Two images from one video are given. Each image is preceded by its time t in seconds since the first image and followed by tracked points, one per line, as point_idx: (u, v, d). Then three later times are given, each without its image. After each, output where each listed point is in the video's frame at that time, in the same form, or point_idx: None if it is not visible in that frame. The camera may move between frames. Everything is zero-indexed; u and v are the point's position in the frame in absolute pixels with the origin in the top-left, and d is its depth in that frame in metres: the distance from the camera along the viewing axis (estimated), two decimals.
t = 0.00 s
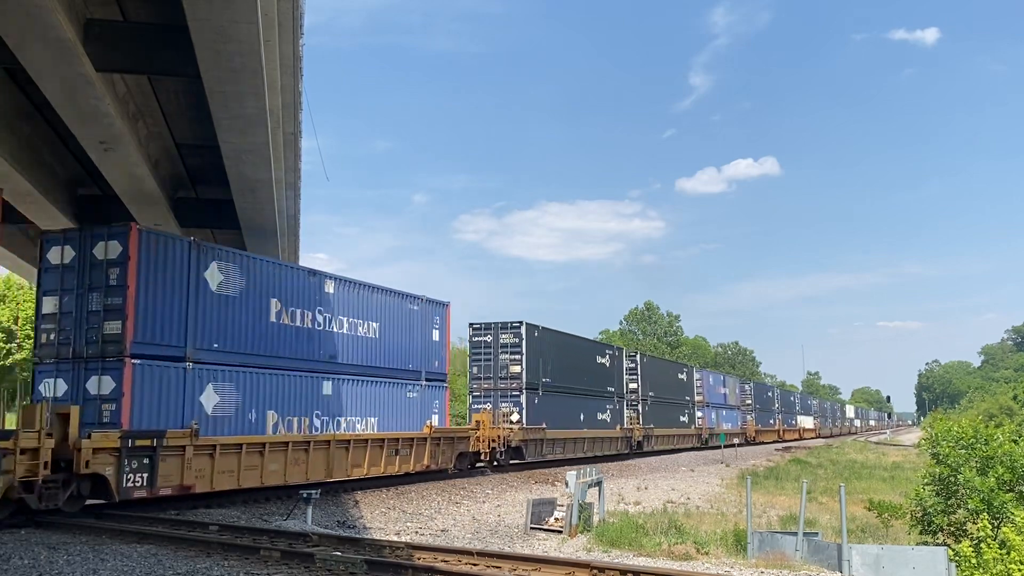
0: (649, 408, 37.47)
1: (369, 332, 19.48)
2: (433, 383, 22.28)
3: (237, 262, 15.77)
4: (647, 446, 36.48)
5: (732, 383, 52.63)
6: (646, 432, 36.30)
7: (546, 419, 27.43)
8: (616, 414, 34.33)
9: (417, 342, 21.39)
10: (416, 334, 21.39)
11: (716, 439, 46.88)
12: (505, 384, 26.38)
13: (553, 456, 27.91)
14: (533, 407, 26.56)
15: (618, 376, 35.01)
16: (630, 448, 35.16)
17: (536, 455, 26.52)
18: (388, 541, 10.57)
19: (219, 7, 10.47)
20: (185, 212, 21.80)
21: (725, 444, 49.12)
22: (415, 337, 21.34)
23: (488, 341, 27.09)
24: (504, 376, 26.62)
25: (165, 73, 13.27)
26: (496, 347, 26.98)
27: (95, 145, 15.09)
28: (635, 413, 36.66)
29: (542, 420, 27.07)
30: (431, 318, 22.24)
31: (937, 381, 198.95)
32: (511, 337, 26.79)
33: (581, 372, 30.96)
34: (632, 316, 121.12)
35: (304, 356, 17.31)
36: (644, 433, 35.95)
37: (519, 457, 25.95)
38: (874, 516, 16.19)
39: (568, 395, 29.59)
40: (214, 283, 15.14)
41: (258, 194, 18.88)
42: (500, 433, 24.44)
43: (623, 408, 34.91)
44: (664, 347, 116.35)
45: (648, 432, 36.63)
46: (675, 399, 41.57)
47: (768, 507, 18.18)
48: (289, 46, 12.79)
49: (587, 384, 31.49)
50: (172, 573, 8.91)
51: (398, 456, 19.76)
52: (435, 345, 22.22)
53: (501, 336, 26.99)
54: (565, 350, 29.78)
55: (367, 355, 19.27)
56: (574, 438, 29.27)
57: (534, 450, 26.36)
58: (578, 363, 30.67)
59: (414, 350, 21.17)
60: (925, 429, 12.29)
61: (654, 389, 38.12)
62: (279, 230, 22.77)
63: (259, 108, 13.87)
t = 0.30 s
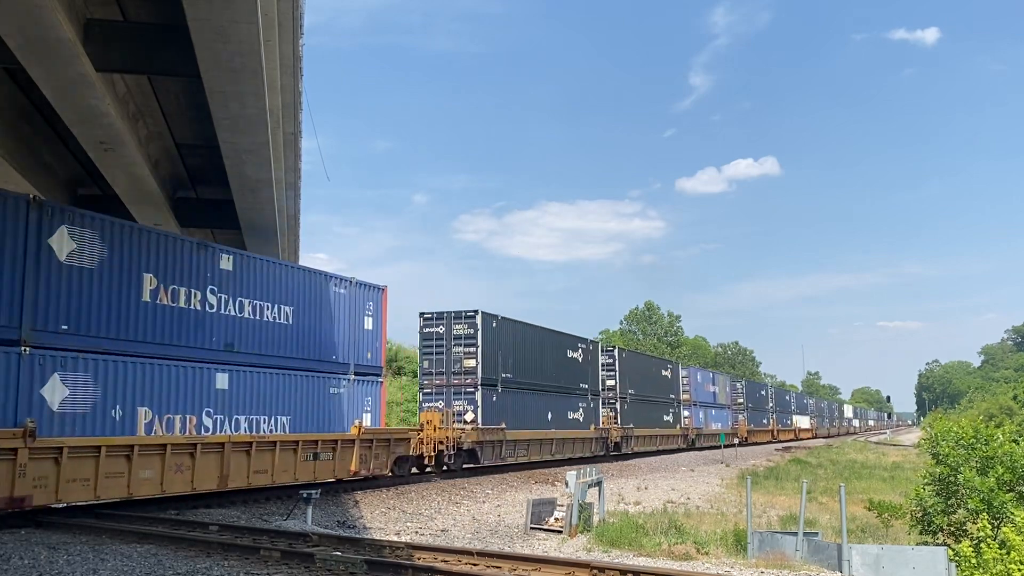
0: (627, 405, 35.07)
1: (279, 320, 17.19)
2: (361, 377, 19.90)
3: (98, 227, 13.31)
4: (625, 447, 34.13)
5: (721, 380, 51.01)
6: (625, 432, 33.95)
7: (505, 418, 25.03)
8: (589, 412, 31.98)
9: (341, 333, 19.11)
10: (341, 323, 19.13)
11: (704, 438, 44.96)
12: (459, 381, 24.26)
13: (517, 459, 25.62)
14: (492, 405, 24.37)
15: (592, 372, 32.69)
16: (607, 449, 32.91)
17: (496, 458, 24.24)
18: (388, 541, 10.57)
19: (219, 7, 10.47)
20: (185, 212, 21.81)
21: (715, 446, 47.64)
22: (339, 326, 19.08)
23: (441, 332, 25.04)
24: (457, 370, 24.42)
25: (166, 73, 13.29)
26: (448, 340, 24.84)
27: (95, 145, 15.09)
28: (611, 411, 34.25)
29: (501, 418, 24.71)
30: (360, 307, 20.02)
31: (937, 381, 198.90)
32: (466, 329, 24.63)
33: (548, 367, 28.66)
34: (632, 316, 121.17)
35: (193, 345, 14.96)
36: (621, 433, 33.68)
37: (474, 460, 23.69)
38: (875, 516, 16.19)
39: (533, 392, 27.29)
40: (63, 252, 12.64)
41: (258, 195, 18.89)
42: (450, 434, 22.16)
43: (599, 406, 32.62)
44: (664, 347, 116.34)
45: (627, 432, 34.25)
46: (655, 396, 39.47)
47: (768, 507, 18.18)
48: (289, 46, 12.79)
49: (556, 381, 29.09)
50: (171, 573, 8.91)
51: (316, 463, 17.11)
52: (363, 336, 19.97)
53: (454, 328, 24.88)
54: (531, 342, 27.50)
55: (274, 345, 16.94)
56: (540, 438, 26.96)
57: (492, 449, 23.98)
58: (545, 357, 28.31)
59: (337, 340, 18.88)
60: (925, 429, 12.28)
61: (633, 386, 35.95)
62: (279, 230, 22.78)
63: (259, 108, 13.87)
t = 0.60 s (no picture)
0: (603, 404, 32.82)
1: (155, 300, 14.04)
2: (268, 370, 16.61)
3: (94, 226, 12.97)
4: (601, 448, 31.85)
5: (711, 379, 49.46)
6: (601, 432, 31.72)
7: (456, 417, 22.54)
8: (558, 410, 29.46)
9: (240, 317, 15.94)
10: (241, 306, 15.98)
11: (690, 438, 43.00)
12: (402, 377, 21.65)
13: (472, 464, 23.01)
14: (441, 403, 21.84)
15: (564, 366, 30.20)
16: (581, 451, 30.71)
17: (442, 463, 21.58)
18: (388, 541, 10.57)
19: (219, 7, 10.47)
20: (185, 212, 21.82)
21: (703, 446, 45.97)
22: (240, 310, 15.99)
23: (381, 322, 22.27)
24: (399, 364, 21.79)
25: (166, 74, 13.30)
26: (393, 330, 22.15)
27: (95, 145, 15.10)
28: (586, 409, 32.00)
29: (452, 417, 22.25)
30: (268, 287, 16.87)
31: (937, 381, 198.87)
32: (409, 317, 21.90)
33: (510, 361, 26.03)
34: (632, 316, 121.19)
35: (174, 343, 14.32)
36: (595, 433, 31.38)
37: (416, 467, 20.99)
38: (875, 516, 16.19)
39: (490, 389, 24.62)
40: None
41: (258, 195, 18.90)
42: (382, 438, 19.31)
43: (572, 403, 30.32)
44: (664, 347, 116.31)
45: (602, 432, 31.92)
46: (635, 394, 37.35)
47: (768, 507, 18.18)
48: (289, 46, 12.80)
49: (518, 376, 26.39)
50: (171, 573, 8.91)
51: (204, 471, 14.18)
52: (271, 320, 16.80)
53: (397, 317, 22.13)
54: (489, 333, 24.79)
55: (147, 330, 13.75)
56: (498, 440, 24.30)
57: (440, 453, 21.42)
58: (506, 350, 25.73)
59: (233, 326, 15.74)
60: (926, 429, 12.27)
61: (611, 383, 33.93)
62: (279, 230, 22.78)
63: (259, 108, 13.89)
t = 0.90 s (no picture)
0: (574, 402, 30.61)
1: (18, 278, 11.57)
2: (139, 360, 13.50)
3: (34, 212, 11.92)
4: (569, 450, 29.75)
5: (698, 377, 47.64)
6: (569, 433, 29.56)
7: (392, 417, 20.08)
8: (519, 409, 27.03)
9: (103, 294, 12.92)
10: (106, 281, 13.00)
11: (673, 439, 40.99)
12: (327, 371, 19.26)
13: (414, 469, 20.69)
14: (373, 401, 19.46)
15: (529, 361, 27.77)
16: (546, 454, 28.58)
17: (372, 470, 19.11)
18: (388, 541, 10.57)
19: (219, 7, 10.47)
20: (185, 212, 21.82)
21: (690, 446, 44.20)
22: (108, 286, 13.02)
23: (307, 308, 19.83)
24: (326, 357, 19.37)
25: (167, 74, 13.30)
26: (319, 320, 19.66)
27: (95, 145, 15.10)
28: (554, 408, 29.79)
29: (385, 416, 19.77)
30: (146, 259, 13.84)
31: (937, 381, 198.91)
32: (337, 303, 19.47)
33: (461, 354, 23.60)
34: (632, 316, 121.22)
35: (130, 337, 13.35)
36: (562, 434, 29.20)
37: (344, 473, 18.60)
38: (875, 516, 16.18)
39: (437, 385, 22.14)
40: None
41: (258, 194, 18.90)
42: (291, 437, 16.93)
43: (538, 401, 28.14)
44: (664, 347, 116.33)
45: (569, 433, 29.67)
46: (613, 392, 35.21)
47: (768, 507, 18.18)
48: (289, 46, 12.80)
49: (470, 372, 23.92)
50: (171, 573, 8.91)
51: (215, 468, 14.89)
52: (146, 300, 13.75)
53: (324, 303, 19.69)
54: (437, 324, 22.43)
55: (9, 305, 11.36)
56: (445, 441, 21.84)
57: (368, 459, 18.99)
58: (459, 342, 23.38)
59: (91, 305, 12.67)
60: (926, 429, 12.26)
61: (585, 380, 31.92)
62: (278, 230, 22.79)
63: (259, 109, 13.89)
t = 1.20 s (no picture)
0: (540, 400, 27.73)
1: None
2: None
3: None
4: (535, 454, 26.84)
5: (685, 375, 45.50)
6: (534, 433, 26.63)
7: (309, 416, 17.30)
8: (473, 407, 24.19)
9: None
10: None
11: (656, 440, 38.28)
12: (228, 364, 16.28)
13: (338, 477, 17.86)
14: (284, 396, 16.70)
15: (486, 353, 24.92)
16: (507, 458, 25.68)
17: (283, 478, 16.28)
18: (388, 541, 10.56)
19: (219, 7, 10.47)
20: (185, 212, 21.82)
21: (675, 448, 41.85)
22: None
23: (208, 290, 16.85)
24: (228, 348, 16.38)
25: (168, 74, 13.30)
26: (219, 306, 16.65)
27: (95, 145, 15.10)
28: (519, 407, 26.89)
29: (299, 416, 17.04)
30: None
31: (937, 381, 198.91)
32: (239, 285, 16.51)
33: (402, 345, 20.65)
34: (632, 316, 121.24)
35: None
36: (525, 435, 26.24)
37: (245, 482, 15.74)
38: (875, 516, 16.17)
39: (366, 378, 19.25)
40: None
41: (258, 195, 18.90)
42: (172, 442, 13.83)
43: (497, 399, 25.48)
44: (664, 347, 116.32)
45: (535, 433, 26.75)
46: (587, 389, 32.27)
47: (768, 507, 18.17)
48: (289, 46, 12.80)
49: (412, 365, 20.99)
50: (171, 573, 8.90)
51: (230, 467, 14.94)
52: None
53: (224, 285, 16.70)
54: (373, 310, 19.65)
55: None
56: (375, 444, 18.88)
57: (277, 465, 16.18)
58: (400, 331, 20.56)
59: None
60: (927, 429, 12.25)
61: (554, 375, 29.13)
62: (278, 230, 22.78)
63: (259, 109, 13.88)
